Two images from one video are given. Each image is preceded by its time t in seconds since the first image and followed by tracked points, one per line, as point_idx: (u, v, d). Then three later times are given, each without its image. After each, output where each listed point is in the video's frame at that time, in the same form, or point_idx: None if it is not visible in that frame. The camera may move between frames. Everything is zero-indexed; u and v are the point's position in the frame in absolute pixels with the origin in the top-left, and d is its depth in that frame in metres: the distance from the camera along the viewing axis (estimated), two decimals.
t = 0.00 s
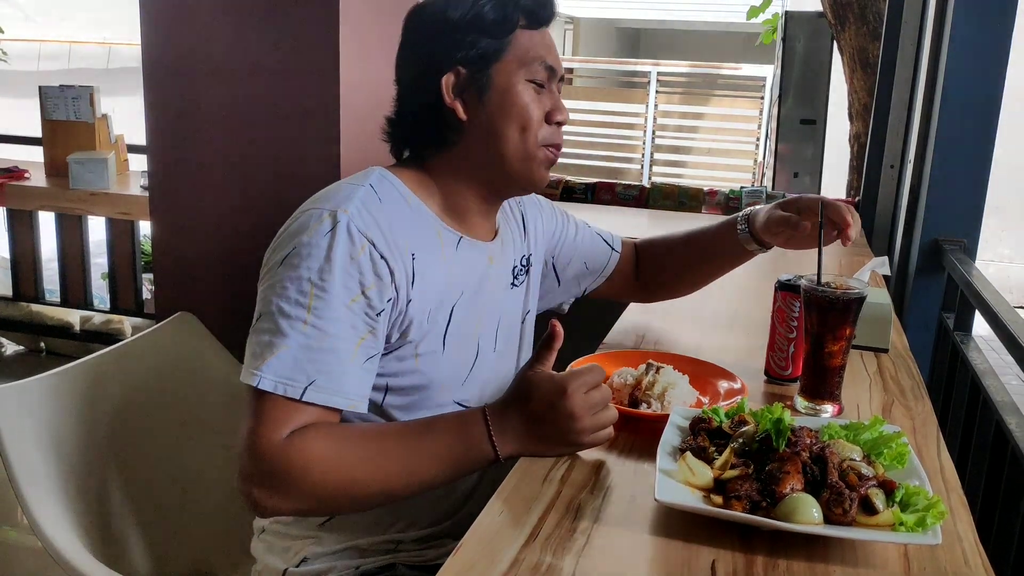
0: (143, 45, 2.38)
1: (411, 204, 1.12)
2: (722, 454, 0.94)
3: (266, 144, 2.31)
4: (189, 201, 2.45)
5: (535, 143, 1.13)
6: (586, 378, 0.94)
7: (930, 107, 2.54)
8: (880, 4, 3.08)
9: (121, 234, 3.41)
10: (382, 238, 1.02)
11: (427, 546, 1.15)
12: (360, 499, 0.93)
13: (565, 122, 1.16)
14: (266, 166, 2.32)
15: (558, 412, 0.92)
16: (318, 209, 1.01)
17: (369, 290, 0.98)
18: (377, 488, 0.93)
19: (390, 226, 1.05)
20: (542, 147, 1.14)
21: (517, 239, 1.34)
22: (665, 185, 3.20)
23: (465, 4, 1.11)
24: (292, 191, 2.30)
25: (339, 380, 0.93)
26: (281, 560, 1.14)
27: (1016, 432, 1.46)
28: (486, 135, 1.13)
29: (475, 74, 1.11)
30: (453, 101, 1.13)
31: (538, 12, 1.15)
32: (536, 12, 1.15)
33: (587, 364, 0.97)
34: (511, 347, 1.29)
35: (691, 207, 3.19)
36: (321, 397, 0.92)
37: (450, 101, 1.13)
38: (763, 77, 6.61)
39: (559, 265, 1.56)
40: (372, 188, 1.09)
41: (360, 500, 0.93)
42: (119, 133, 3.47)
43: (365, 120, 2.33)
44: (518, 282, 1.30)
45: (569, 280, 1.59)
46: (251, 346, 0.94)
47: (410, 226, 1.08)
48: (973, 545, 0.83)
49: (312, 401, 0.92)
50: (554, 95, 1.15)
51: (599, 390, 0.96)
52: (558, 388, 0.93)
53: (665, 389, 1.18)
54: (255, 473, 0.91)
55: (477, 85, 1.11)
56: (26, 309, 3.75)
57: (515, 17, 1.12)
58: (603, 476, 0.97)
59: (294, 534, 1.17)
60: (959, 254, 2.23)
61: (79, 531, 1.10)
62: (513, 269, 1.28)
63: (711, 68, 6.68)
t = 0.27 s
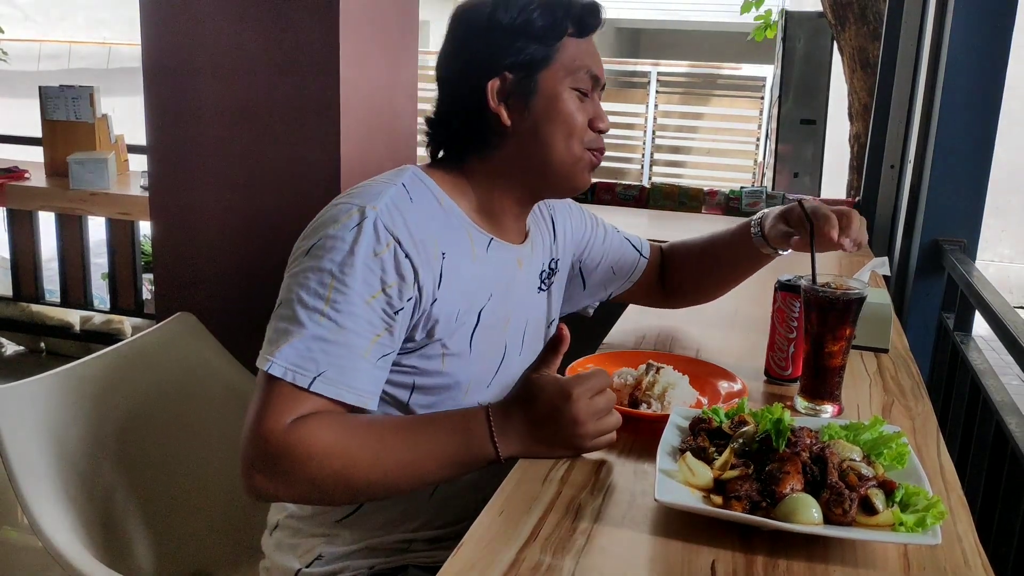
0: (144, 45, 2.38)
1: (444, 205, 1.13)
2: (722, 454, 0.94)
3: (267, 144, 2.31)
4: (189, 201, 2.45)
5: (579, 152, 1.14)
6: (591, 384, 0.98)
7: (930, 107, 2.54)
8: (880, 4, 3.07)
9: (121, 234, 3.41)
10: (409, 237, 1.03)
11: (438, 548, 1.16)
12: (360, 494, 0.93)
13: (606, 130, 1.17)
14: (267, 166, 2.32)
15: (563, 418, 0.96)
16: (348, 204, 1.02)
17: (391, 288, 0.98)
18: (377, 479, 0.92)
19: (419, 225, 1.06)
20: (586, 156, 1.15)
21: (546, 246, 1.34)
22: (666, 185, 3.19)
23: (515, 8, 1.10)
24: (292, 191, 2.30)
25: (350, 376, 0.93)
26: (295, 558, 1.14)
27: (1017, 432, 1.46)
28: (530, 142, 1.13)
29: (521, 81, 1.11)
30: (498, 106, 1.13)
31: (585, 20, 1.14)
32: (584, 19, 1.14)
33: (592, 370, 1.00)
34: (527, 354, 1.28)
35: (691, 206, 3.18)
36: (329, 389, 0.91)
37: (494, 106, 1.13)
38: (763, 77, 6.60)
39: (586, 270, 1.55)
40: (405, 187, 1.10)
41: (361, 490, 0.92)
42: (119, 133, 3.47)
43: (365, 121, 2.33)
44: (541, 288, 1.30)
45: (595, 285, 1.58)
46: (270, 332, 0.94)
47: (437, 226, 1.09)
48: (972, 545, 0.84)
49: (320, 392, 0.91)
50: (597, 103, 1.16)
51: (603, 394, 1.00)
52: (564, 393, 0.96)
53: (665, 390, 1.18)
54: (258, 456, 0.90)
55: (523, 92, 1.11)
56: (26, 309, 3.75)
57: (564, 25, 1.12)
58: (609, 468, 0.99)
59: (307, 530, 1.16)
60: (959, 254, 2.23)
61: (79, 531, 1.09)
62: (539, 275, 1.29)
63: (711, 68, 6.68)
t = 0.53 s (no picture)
0: (144, 45, 2.38)
1: (473, 206, 1.12)
2: (722, 453, 0.94)
3: (266, 143, 2.30)
4: (189, 201, 2.45)
5: (611, 161, 1.14)
6: (597, 388, 0.97)
7: (930, 107, 2.54)
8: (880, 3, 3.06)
9: (121, 234, 3.41)
10: (436, 240, 1.02)
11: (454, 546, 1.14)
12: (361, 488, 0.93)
13: (638, 138, 1.16)
14: (267, 166, 2.32)
15: (568, 423, 0.96)
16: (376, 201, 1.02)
17: (413, 290, 0.98)
18: (381, 471, 0.92)
19: (448, 227, 1.05)
20: (617, 164, 1.15)
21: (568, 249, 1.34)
22: (665, 185, 3.18)
23: (556, 12, 1.08)
24: (292, 191, 2.30)
25: (360, 372, 0.93)
26: (311, 555, 1.13)
27: (1017, 431, 1.46)
28: (563, 147, 1.12)
29: (558, 88, 1.10)
30: (533, 110, 1.11)
31: (626, 27, 1.12)
32: (625, 27, 1.12)
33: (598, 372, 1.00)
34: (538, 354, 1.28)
35: (691, 206, 3.17)
36: (339, 383, 0.91)
37: (529, 110, 1.11)
38: (763, 76, 6.60)
39: (604, 262, 1.55)
40: (434, 186, 1.10)
41: (364, 482, 0.92)
42: (119, 132, 3.47)
43: (365, 120, 2.32)
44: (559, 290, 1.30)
45: (614, 275, 1.58)
46: (287, 320, 0.94)
47: (466, 227, 1.09)
48: (973, 544, 0.83)
49: (330, 385, 0.91)
50: (631, 111, 1.15)
51: (609, 398, 0.99)
52: (571, 399, 0.96)
53: (665, 389, 1.18)
54: (263, 444, 0.90)
55: (559, 97, 1.10)
56: (25, 308, 3.74)
57: (605, 33, 1.10)
58: (612, 466, 1.00)
59: (326, 527, 1.16)
60: (959, 254, 2.23)
61: (78, 529, 1.09)
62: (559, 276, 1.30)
63: (710, 68, 6.68)
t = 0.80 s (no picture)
0: (143, 44, 2.38)
1: (479, 206, 1.12)
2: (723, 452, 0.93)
3: (266, 143, 2.30)
4: (189, 201, 2.45)
5: (624, 166, 1.13)
6: (597, 387, 0.98)
7: (931, 106, 2.54)
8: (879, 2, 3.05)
9: (121, 233, 3.41)
10: (442, 242, 1.02)
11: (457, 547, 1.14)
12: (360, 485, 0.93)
13: (652, 142, 1.16)
14: (266, 165, 2.32)
15: (566, 422, 0.96)
16: (382, 202, 1.01)
17: (417, 293, 0.98)
18: (381, 469, 0.93)
19: (453, 228, 1.05)
20: (630, 170, 1.14)
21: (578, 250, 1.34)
22: (666, 184, 3.17)
23: (572, 15, 1.07)
24: (292, 190, 2.30)
25: (361, 375, 0.93)
26: (315, 554, 1.14)
27: (1017, 429, 1.45)
28: (576, 153, 1.12)
29: (573, 92, 1.09)
30: (547, 114, 1.11)
31: (643, 29, 1.11)
32: (641, 29, 1.11)
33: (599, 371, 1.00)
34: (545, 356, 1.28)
35: (691, 205, 3.16)
36: (340, 384, 0.91)
37: (543, 114, 1.11)
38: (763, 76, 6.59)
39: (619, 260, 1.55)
40: (440, 187, 1.09)
41: (365, 479, 0.93)
42: (119, 132, 3.46)
43: (365, 119, 2.32)
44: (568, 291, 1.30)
45: (626, 272, 1.58)
46: (290, 321, 0.94)
47: (472, 229, 1.08)
48: (975, 543, 0.83)
49: (330, 386, 0.91)
50: (645, 115, 1.14)
51: (609, 398, 1.00)
52: (570, 398, 0.96)
53: (665, 387, 1.18)
54: (264, 441, 0.90)
55: (574, 101, 1.09)
56: (26, 308, 3.74)
57: (621, 36, 1.09)
58: (613, 464, 1.00)
59: (331, 527, 1.16)
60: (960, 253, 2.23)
61: (78, 530, 1.09)
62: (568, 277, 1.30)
63: (710, 68, 6.68)
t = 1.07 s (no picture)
0: (144, 44, 2.38)
1: (484, 208, 1.12)
2: (723, 451, 0.94)
3: (267, 143, 2.30)
4: (189, 201, 2.45)
5: (632, 172, 1.13)
6: (600, 388, 0.98)
7: (931, 105, 2.54)
8: (880, 3, 3.11)
9: (122, 233, 3.41)
10: (448, 244, 1.02)
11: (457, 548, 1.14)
12: (359, 486, 0.93)
13: (660, 146, 1.16)
14: (266, 165, 2.32)
15: (569, 425, 0.96)
16: (388, 202, 1.01)
17: (421, 294, 0.98)
18: (381, 469, 0.93)
19: (459, 229, 1.05)
20: (638, 175, 1.15)
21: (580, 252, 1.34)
22: (666, 184, 3.16)
23: (583, 19, 1.06)
24: (293, 190, 2.30)
25: (364, 375, 0.93)
26: (314, 555, 1.14)
27: (1017, 429, 1.46)
28: (584, 157, 1.12)
29: (582, 97, 1.09)
30: (556, 119, 1.11)
31: (653, 34, 1.11)
32: (651, 34, 1.11)
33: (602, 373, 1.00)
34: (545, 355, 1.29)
35: (691, 205, 3.16)
36: (342, 384, 0.91)
37: (552, 118, 1.11)
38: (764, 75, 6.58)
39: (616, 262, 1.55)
40: (447, 188, 1.09)
41: (364, 479, 0.92)
42: (119, 132, 3.47)
43: (365, 119, 2.32)
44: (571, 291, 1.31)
45: (625, 272, 1.58)
46: (293, 318, 0.94)
47: (478, 230, 1.08)
48: (975, 542, 0.83)
49: (332, 385, 0.91)
50: (654, 119, 1.14)
51: (611, 399, 1.00)
52: (573, 399, 0.96)
53: (665, 387, 1.18)
54: (264, 440, 0.90)
55: (584, 107, 1.09)
56: (25, 308, 3.74)
57: (632, 41, 1.08)
58: (614, 463, 1.00)
59: (332, 527, 1.16)
60: (960, 253, 2.22)
61: (78, 530, 1.09)
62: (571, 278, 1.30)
63: (710, 67, 6.67)
